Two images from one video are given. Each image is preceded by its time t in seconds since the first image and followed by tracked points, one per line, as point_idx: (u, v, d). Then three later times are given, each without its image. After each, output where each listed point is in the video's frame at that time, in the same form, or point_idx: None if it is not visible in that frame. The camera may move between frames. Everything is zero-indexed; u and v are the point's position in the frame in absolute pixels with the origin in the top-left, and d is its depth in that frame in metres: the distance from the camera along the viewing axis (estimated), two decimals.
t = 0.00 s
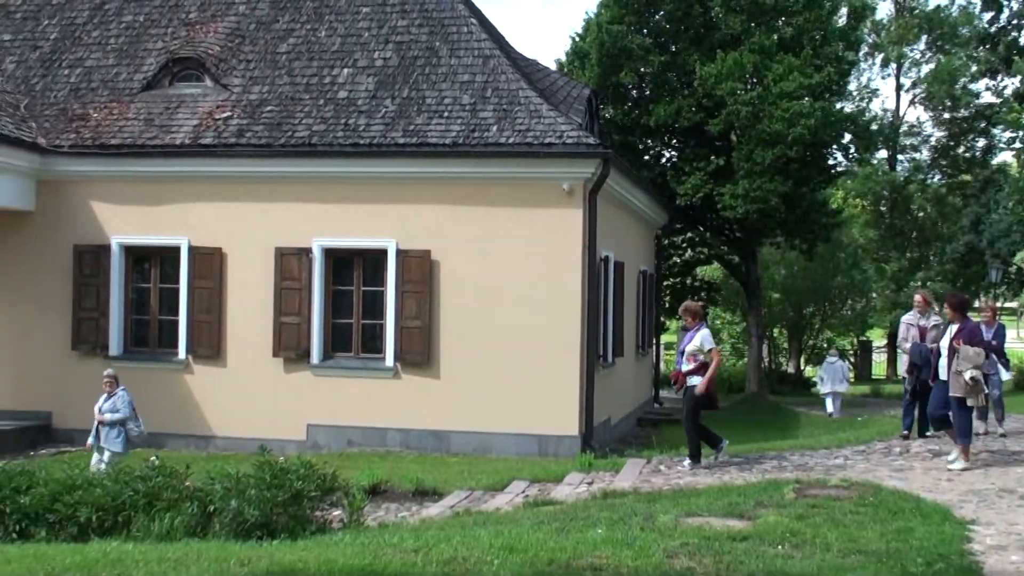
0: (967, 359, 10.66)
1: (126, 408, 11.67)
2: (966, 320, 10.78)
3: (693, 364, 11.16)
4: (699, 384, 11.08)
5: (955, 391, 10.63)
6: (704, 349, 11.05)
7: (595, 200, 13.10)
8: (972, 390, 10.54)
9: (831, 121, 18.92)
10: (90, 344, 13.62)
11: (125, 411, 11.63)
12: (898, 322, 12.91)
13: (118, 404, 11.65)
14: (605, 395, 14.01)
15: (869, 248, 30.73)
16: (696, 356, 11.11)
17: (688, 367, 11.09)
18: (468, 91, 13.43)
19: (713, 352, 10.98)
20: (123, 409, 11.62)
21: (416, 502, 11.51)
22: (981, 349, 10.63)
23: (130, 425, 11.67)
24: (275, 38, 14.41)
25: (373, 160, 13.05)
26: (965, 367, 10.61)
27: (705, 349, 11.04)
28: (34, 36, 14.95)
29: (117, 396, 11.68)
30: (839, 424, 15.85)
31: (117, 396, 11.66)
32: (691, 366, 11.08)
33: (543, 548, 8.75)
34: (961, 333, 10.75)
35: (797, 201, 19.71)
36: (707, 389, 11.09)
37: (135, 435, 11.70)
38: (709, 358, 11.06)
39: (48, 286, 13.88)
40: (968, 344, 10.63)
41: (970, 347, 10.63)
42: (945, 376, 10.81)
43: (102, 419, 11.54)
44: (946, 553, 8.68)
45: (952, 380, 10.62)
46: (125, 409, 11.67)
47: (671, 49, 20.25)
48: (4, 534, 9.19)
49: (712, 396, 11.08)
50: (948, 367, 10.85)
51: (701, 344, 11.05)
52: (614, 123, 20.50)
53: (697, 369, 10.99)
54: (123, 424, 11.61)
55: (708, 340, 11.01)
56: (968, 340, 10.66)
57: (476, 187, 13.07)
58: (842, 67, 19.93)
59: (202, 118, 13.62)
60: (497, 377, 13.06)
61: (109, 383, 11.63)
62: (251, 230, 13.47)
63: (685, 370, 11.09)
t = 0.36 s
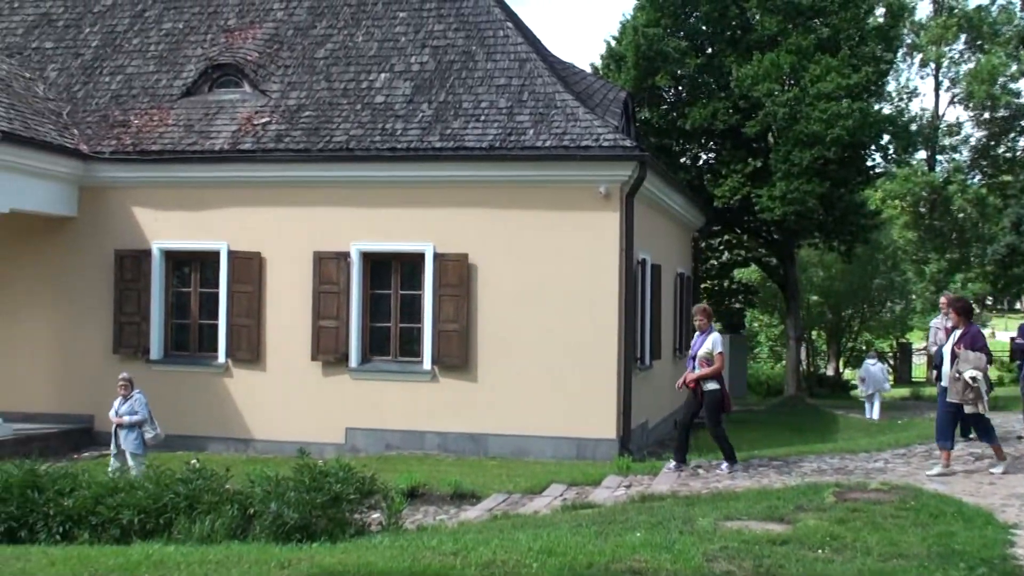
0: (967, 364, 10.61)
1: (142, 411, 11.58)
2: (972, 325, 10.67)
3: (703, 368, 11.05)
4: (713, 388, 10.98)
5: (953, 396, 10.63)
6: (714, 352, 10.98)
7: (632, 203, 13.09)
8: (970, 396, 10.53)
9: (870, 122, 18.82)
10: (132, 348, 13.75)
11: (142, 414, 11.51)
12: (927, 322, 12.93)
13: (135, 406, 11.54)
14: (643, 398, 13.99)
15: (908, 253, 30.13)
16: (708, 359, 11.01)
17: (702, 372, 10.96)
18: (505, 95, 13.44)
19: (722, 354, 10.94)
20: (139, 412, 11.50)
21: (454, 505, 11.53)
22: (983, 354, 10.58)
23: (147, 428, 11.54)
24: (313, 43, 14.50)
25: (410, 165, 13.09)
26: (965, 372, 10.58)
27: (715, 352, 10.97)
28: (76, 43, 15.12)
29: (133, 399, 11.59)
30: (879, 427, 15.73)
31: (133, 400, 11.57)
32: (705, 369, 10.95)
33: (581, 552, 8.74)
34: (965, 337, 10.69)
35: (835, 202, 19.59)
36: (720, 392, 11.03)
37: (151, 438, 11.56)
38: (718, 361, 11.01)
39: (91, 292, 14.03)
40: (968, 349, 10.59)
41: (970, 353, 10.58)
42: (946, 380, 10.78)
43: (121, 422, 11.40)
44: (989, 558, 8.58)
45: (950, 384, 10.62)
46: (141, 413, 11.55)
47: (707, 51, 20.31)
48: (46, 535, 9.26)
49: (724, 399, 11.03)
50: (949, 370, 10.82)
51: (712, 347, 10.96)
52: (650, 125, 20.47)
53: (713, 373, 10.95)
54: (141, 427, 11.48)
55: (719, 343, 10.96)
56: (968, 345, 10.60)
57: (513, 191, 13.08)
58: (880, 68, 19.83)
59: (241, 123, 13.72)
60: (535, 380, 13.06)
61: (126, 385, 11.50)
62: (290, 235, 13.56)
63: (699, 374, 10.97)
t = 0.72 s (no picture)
0: (975, 368, 9.94)
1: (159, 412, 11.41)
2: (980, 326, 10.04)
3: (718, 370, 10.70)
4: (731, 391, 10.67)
5: (962, 400, 9.95)
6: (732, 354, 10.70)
7: (671, 206, 13.06)
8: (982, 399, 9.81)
9: (911, 122, 18.74)
10: (175, 350, 13.88)
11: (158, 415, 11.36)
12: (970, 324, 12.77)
13: (152, 408, 11.44)
14: (683, 401, 13.97)
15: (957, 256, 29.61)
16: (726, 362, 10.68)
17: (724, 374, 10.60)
18: (544, 98, 13.44)
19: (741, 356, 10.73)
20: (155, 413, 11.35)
21: (492, 507, 11.52)
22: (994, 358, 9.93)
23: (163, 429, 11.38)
24: (353, 48, 14.57)
25: (450, 168, 13.13)
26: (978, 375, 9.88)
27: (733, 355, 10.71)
28: (119, 49, 15.28)
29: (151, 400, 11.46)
30: (921, 431, 15.57)
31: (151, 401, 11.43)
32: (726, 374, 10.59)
33: (621, 555, 8.72)
34: (973, 340, 10.04)
35: (876, 203, 19.48)
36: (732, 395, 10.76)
37: (168, 439, 11.39)
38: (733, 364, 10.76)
39: (134, 296, 14.18)
40: (977, 352, 9.94)
41: (979, 355, 9.92)
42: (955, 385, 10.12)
43: (137, 422, 11.30)
44: None
45: (959, 388, 9.96)
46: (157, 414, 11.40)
47: (747, 52, 20.26)
48: (91, 536, 9.33)
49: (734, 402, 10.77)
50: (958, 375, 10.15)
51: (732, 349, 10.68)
52: (689, 127, 20.51)
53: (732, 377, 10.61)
54: (156, 427, 11.33)
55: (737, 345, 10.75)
56: (977, 347, 9.96)
57: (552, 194, 13.09)
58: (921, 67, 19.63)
59: (281, 127, 13.80)
60: (574, 383, 13.05)
61: (143, 386, 11.45)
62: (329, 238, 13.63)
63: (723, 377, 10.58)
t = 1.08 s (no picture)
0: (963, 375, 10.08)
1: (167, 416, 11.60)
2: (974, 330, 10.14)
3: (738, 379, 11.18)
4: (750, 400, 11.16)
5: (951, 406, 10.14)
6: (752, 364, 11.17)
7: (705, 210, 13.02)
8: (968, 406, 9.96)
9: (948, 125, 18.63)
10: (211, 352, 13.99)
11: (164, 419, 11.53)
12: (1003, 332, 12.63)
13: (159, 412, 11.60)
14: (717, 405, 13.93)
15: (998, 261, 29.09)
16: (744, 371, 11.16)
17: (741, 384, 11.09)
18: (578, 101, 13.43)
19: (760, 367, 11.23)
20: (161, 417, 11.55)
21: (526, 510, 11.51)
22: (982, 363, 10.05)
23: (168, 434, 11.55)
24: (388, 52, 14.63)
25: (485, 171, 13.16)
26: (962, 381, 10.09)
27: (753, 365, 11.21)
28: (158, 53, 15.42)
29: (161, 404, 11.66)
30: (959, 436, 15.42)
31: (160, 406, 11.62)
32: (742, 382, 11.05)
33: (655, 559, 8.70)
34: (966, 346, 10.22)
35: (914, 207, 19.46)
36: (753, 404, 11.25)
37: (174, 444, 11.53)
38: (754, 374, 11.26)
39: (172, 298, 14.30)
40: (966, 358, 10.09)
41: (968, 363, 10.06)
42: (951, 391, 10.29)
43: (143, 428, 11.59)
44: None
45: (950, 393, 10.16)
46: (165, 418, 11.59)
47: (783, 54, 20.29)
48: (128, 536, 9.34)
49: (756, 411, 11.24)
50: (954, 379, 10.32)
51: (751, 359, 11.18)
52: (724, 130, 20.61)
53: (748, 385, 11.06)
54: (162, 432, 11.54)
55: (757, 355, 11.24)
56: (965, 354, 10.11)
57: (587, 198, 13.08)
58: (958, 69, 19.47)
59: (317, 131, 13.89)
60: (608, 387, 13.04)
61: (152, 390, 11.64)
62: (365, 241, 13.69)
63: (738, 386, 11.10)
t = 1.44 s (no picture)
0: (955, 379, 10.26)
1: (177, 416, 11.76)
2: (971, 336, 10.24)
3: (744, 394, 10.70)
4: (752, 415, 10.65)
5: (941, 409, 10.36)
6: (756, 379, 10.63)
7: (740, 212, 12.97)
8: (954, 411, 10.18)
9: (985, 126, 18.40)
10: (247, 353, 14.07)
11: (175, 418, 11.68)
12: None
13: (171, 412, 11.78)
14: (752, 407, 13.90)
15: None
16: (749, 386, 10.66)
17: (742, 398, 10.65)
18: (612, 103, 13.41)
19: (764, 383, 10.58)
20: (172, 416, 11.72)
21: (559, 512, 11.48)
22: (973, 370, 10.20)
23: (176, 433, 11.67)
24: (423, 54, 14.67)
25: (520, 173, 13.16)
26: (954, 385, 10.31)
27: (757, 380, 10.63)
28: (194, 57, 15.53)
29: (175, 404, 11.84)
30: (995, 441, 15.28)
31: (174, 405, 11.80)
32: (742, 397, 10.67)
33: (690, 562, 8.67)
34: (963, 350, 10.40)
35: (949, 209, 19.52)
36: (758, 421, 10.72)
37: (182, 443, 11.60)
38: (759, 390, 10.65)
39: (209, 298, 14.40)
40: (959, 363, 10.26)
41: (960, 367, 10.23)
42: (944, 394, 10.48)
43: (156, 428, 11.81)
44: None
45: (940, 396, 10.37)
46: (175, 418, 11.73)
47: (817, 56, 20.41)
48: (165, 535, 9.29)
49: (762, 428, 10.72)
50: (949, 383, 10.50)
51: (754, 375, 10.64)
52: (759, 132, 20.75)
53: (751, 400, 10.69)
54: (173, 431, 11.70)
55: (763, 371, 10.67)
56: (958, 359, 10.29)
57: (622, 200, 13.07)
58: (995, 70, 19.27)
59: (352, 133, 13.95)
60: (642, 389, 13.01)
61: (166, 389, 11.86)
62: (399, 243, 13.73)
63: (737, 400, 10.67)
